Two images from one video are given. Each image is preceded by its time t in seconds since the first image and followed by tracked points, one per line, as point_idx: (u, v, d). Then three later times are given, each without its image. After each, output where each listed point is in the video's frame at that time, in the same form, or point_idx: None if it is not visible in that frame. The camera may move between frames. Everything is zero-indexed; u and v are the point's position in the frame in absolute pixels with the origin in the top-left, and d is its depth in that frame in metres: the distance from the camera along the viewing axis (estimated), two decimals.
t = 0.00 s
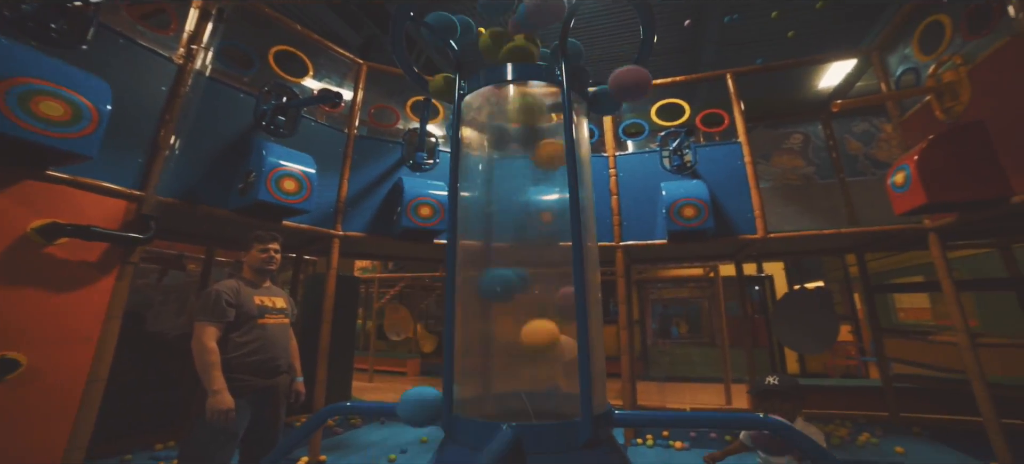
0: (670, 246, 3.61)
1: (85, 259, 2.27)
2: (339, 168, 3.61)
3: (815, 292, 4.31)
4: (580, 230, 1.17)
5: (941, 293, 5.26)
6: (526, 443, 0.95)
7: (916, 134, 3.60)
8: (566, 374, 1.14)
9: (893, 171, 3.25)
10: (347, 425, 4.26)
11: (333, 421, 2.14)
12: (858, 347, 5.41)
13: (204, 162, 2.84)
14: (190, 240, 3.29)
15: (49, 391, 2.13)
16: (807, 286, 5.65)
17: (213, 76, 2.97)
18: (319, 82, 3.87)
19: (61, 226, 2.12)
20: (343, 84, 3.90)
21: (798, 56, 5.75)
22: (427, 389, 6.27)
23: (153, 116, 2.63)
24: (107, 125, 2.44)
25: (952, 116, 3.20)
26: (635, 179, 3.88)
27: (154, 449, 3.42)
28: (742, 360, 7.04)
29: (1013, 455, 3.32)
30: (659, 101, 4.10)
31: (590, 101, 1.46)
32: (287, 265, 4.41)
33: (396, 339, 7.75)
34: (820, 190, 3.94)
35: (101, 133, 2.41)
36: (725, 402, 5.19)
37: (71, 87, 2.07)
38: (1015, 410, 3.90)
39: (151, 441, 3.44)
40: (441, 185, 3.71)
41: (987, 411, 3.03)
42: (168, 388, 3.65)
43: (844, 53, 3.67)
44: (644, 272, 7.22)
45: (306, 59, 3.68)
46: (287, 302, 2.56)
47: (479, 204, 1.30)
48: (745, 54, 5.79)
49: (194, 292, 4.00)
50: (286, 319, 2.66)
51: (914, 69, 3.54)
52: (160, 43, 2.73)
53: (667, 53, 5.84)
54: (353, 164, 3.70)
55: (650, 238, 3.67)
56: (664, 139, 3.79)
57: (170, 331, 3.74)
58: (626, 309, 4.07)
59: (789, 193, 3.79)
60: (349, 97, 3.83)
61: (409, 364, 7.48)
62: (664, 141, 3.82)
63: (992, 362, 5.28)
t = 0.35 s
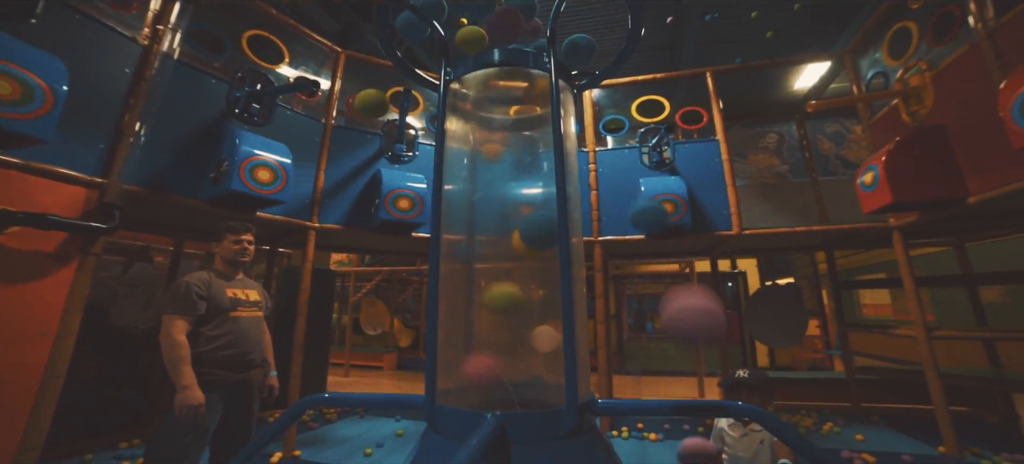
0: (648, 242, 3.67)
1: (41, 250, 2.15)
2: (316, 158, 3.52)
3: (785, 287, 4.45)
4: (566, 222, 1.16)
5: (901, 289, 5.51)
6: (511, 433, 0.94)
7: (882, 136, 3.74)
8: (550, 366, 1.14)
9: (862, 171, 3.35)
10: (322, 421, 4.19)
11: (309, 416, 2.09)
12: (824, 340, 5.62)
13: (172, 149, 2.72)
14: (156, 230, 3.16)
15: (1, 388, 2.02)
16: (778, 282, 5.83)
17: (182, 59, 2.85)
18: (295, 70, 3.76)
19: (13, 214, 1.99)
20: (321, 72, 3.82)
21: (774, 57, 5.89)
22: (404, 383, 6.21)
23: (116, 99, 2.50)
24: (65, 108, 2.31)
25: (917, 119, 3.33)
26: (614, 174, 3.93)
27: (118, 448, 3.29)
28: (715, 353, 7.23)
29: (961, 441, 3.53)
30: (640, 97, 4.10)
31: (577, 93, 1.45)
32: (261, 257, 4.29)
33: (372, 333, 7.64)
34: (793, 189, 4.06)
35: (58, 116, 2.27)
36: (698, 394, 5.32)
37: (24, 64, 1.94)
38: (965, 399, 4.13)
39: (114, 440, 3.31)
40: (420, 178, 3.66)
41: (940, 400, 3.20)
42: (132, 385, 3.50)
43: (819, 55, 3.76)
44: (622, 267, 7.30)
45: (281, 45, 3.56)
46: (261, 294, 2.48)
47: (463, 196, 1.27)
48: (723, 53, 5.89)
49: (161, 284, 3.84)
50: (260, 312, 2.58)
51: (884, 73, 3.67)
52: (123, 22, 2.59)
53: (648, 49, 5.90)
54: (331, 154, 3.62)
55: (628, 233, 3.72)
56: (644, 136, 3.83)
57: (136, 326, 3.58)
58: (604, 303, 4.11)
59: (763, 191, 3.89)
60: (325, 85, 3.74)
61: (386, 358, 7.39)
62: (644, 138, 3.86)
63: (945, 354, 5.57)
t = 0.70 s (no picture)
0: (637, 238, 3.69)
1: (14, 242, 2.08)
2: (303, 151, 3.46)
3: (770, 284, 4.51)
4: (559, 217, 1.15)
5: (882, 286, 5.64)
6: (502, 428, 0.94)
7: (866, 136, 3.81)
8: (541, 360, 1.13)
9: (847, 170, 3.41)
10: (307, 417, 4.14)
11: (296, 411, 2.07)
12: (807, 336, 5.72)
13: (152, 140, 2.64)
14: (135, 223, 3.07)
15: None
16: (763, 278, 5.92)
17: (162, 46, 2.77)
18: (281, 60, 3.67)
19: None
20: (307, 63, 3.78)
21: (762, 56, 5.95)
22: (391, 378, 6.16)
23: (93, 86, 2.42)
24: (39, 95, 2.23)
25: (900, 119, 3.40)
26: (603, 170, 3.94)
27: (96, 446, 3.21)
28: (700, 349, 7.32)
29: (937, 434, 3.63)
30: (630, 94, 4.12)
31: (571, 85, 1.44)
32: (245, 252, 4.21)
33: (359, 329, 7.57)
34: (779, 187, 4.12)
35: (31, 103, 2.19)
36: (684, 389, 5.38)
37: None
38: (941, 393, 4.26)
39: (92, 438, 3.22)
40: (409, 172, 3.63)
41: (918, 394, 3.29)
42: (112, 380, 3.42)
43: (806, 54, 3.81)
44: (610, 263, 7.33)
45: (266, 34, 3.48)
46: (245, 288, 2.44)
47: (455, 190, 1.26)
48: (713, 51, 5.92)
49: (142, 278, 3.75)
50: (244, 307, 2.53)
51: (869, 73, 3.73)
52: (100, 5, 2.51)
53: (639, 46, 5.91)
54: (318, 147, 3.56)
55: (617, 229, 3.74)
56: (634, 132, 3.84)
57: (115, 321, 3.49)
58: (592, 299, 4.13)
59: (750, 189, 3.93)
60: (313, 76, 3.66)
61: (373, 353, 7.34)
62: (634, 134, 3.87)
63: (923, 350, 5.73)
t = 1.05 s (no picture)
0: (633, 237, 3.69)
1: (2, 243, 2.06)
2: (297, 151, 3.44)
3: (765, 283, 4.53)
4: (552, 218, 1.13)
5: (875, 285, 5.68)
6: (498, 426, 0.93)
7: (859, 135, 3.83)
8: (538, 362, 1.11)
9: (841, 169, 3.43)
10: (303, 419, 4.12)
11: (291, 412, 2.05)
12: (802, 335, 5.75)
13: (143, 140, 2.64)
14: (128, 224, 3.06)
15: None
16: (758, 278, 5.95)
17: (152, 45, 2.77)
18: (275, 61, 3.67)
19: None
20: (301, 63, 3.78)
21: (756, 56, 5.99)
22: (387, 380, 6.13)
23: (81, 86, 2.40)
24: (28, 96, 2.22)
25: (892, 119, 3.42)
26: (599, 170, 3.96)
27: (88, 450, 3.17)
28: (697, 349, 7.33)
29: (932, 431, 3.65)
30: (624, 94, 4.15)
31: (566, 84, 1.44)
32: (240, 253, 4.18)
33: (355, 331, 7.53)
34: (773, 187, 4.13)
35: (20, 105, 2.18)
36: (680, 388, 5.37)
37: None
38: (935, 390, 4.29)
39: (84, 442, 3.18)
40: (404, 173, 3.61)
41: (913, 391, 3.30)
42: (105, 385, 3.38)
43: (798, 55, 3.84)
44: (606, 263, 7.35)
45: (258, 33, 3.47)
46: (239, 290, 2.41)
47: (447, 193, 1.25)
48: (709, 52, 5.98)
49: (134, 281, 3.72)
50: (238, 308, 2.51)
51: (861, 73, 3.76)
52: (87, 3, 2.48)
53: (633, 48, 5.95)
54: (312, 148, 3.54)
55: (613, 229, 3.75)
56: (628, 132, 3.85)
57: (107, 323, 3.46)
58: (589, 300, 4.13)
59: (744, 188, 3.95)
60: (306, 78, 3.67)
61: (369, 355, 7.30)
62: (629, 135, 3.88)
63: (917, 348, 5.76)
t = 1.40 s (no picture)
0: (640, 233, 3.67)
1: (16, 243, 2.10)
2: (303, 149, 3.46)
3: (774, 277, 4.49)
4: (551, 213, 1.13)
5: (887, 279, 5.60)
6: (497, 417, 0.92)
7: (871, 126, 3.76)
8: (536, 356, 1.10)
9: (852, 161, 3.37)
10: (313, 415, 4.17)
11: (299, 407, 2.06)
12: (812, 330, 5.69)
13: (152, 138, 2.67)
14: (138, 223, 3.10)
15: None
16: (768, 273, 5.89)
17: (158, 44, 2.80)
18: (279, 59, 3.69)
19: None
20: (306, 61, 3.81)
21: (765, 48, 5.91)
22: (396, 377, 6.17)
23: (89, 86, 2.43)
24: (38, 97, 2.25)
25: (905, 110, 3.35)
26: (605, 165, 3.93)
27: (104, 445, 3.23)
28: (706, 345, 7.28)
29: (946, 427, 3.60)
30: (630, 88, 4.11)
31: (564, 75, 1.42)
32: (248, 252, 4.21)
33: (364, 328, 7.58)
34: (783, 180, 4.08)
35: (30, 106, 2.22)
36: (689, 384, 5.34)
37: None
38: (950, 385, 4.22)
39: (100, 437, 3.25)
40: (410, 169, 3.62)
41: (926, 386, 3.26)
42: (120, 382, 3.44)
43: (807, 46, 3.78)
44: (613, 259, 7.31)
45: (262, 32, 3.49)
46: (247, 286, 2.44)
47: (446, 188, 1.24)
48: (717, 45, 5.92)
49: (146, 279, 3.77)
50: (246, 305, 2.54)
51: (872, 64, 3.69)
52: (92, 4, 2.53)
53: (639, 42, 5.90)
54: (317, 145, 3.55)
55: (619, 224, 3.73)
56: (634, 126, 3.81)
57: (120, 321, 3.51)
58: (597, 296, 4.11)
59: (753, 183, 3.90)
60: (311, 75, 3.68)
61: (378, 352, 7.35)
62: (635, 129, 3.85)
63: (931, 343, 5.67)
